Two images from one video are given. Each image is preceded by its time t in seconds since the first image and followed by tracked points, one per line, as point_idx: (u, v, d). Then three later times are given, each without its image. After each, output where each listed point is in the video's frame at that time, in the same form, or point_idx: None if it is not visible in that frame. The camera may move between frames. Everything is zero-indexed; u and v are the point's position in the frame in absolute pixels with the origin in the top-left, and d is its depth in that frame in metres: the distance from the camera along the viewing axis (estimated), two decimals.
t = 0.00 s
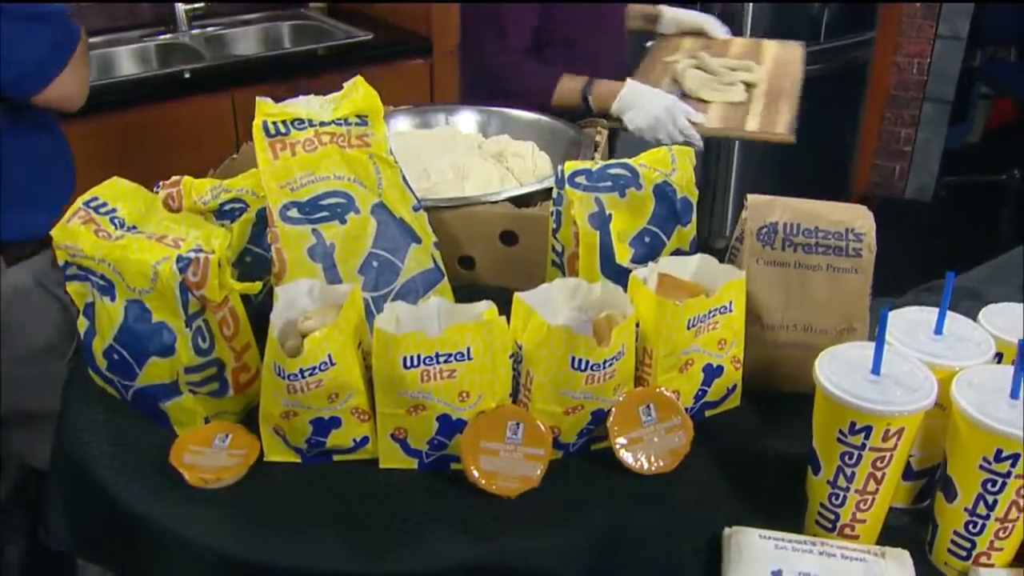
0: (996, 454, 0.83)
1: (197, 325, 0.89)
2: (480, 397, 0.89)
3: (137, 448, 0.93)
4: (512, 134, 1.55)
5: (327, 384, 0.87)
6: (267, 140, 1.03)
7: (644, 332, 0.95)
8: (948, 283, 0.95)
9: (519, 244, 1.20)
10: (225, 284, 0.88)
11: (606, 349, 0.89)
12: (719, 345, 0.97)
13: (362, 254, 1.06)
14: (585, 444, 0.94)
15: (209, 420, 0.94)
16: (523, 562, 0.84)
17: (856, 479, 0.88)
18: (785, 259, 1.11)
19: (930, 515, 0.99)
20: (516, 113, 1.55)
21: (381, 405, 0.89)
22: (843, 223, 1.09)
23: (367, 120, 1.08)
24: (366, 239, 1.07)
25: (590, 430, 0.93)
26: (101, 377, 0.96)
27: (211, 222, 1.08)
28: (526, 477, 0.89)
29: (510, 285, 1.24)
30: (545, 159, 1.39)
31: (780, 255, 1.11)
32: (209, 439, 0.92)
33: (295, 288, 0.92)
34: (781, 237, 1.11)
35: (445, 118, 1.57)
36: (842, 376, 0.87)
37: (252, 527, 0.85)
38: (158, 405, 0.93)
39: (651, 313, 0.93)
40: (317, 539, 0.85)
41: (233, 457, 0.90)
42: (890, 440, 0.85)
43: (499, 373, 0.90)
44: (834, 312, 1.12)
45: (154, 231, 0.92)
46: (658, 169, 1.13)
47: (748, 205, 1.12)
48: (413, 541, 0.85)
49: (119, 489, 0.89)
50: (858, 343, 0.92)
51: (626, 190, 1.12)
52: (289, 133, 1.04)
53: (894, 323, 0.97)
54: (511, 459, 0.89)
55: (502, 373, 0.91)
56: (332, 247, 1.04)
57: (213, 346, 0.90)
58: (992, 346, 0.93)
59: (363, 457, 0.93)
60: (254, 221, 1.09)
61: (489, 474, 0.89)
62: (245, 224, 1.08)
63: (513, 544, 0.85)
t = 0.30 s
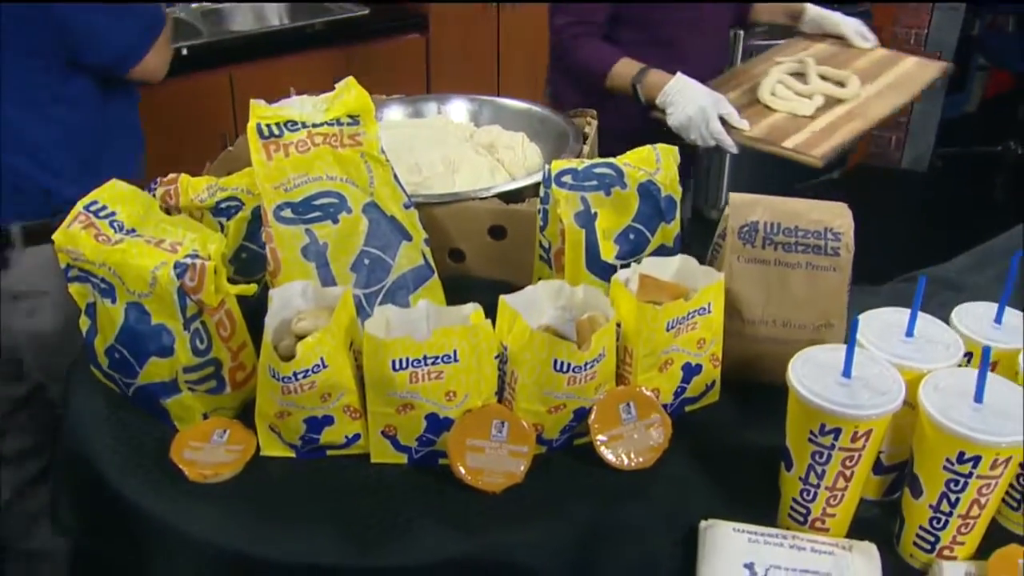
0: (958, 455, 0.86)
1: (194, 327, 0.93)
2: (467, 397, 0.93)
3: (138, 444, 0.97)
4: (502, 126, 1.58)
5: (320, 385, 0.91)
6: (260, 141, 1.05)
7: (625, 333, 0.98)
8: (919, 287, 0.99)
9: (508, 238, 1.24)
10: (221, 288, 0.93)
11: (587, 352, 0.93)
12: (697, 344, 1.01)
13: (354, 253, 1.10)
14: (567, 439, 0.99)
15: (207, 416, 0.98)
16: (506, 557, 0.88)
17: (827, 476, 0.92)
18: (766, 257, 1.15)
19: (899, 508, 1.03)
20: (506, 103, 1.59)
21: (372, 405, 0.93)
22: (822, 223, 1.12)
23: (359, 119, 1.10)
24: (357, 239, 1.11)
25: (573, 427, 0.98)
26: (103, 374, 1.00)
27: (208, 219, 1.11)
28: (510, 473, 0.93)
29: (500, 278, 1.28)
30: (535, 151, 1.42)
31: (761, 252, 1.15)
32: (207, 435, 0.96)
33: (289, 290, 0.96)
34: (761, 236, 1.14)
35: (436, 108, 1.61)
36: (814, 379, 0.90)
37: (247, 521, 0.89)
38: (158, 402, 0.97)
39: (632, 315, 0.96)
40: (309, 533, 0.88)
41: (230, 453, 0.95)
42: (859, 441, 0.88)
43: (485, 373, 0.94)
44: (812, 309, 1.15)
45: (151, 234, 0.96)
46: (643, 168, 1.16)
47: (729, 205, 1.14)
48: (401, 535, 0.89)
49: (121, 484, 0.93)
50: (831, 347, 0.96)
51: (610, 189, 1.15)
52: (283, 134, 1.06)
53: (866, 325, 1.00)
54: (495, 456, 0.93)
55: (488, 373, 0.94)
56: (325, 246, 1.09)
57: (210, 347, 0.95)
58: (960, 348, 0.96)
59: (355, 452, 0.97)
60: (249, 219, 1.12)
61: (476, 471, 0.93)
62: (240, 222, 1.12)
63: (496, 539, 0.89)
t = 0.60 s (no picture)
0: (926, 448, 0.90)
1: (193, 321, 0.97)
2: (455, 387, 0.97)
3: (140, 431, 1.01)
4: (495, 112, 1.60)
5: (314, 378, 0.94)
6: (256, 136, 1.07)
7: (609, 325, 1.02)
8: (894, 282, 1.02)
9: (499, 227, 1.27)
10: (218, 284, 0.96)
11: (571, 346, 0.96)
12: (679, 335, 1.05)
13: (348, 245, 1.14)
14: (553, 427, 1.03)
15: (206, 404, 1.02)
16: (493, 542, 0.92)
17: (801, 466, 0.95)
18: (749, 248, 1.17)
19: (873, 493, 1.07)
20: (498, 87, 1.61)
21: (364, 395, 0.96)
22: (805, 216, 1.14)
23: (352, 113, 1.12)
24: (350, 230, 1.14)
25: (558, 416, 1.02)
26: (106, 363, 1.04)
27: (206, 208, 1.15)
28: (496, 461, 0.96)
29: (492, 263, 1.32)
30: (526, 138, 1.46)
31: (744, 243, 1.17)
32: (206, 423, 1.00)
33: (284, 282, 0.99)
34: (745, 227, 1.16)
35: (429, 91, 1.63)
36: (790, 373, 0.93)
37: (244, 508, 0.93)
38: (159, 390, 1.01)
39: (615, 308, 1.00)
40: (304, 519, 0.92)
41: (229, 441, 0.98)
42: (832, 433, 0.92)
43: (472, 365, 0.97)
44: (795, 297, 1.18)
45: (150, 230, 0.99)
46: (629, 161, 1.19)
47: (714, 197, 1.17)
48: (392, 522, 0.93)
49: (125, 471, 0.97)
50: (808, 341, 0.99)
51: (598, 181, 1.17)
52: (278, 129, 1.08)
53: (844, 319, 1.04)
54: (481, 445, 0.97)
55: (476, 365, 0.98)
56: (318, 238, 1.12)
57: (208, 340, 0.98)
58: (932, 341, 1.00)
59: (349, 439, 1.01)
60: (245, 210, 1.16)
61: (463, 458, 0.96)
62: (237, 213, 1.15)
63: (483, 526, 0.92)
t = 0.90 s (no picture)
0: (903, 433, 0.93)
1: (194, 306, 0.99)
2: (448, 370, 1.00)
3: (143, 412, 1.04)
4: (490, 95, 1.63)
5: (311, 362, 0.98)
6: (254, 122, 1.09)
7: (597, 309, 1.04)
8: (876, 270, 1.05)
9: (492, 210, 1.29)
10: (218, 271, 0.99)
11: (560, 331, 1.00)
12: (666, 320, 1.08)
13: (344, 228, 1.17)
14: (543, 408, 1.07)
15: (207, 385, 1.05)
16: (484, 521, 0.95)
17: (782, 448, 0.98)
18: (736, 233, 1.20)
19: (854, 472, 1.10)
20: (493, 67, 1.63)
21: (359, 377, 0.99)
22: (794, 202, 1.16)
23: (348, 99, 1.13)
24: (347, 214, 1.17)
25: (548, 398, 1.06)
26: (109, 345, 1.07)
27: (206, 191, 1.17)
28: (487, 442, 0.99)
29: (486, 245, 1.34)
30: (521, 121, 1.49)
31: (732, 228, 1.19)
32: (207, 404, 1.03)
33: (281, 268, 1.02)
34: (733, 212, 1.18)
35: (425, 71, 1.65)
36: (773, 360, 0.96)
37: (244, 487, 0.96)
38: (161, 372, 1.04)
39: (604, 294, 1.02)
40: (302, 498, 0.95)
41: (229, 422, 1.02)
42: (812, 417, 0.95)
43: (465, 350, 1.00)
44: (780, 281, 1.21)
45: (151, 216, 1.02)
46: (619, 146, 1.21)
47: (703, 182, 1.18)
48: (387, 501, 0.96)
49: (128, 451, 1.00)
50: (790, 327, 1.02)
51: (589, 166, 1.20)
52: (275, 115, 1.10)
53: (827, 306, 1.07)
54: (473, 427, 1.00)
55: (468, 350, 1.00)
56: (316, 223, 1.15)
57: (209, 324, 1.01)
58: (911, 327, 1.03)
59: (345, 420, 1.04)
60: (244, 195, 1.18)
61: (455, 439, 0.99)
62: (236, 197, 1.18)
63: (476, 505, 0.96)
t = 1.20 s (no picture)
0: (882, 426, 0.95)
1: (190, 300, 1.02)
2: (439, 363, 1.02)
3: (141, 403, 1.07)
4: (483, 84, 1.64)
5: (305, 355, 1.00)
6: (248, 118, 1.11)
7: (586, 304, 1.07)
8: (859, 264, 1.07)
9: (484, 201, 1.31)
10: (214, 265, 1.02)
11: (548, 325, 1.02)
12: (654, 313, 1.10)
13: (337, 221, 1.18)
14: (533, 399, 1.09)
15: (204, 376, 1.08)
16: (474, 509, 0.97)
17: (765, 439, 1.00)
18: (724, 226, 1.22)
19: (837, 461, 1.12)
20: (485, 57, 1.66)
21: (352, 369, 1.02)
22: (779, 195, 1.18)
23: (341, 93, 1.15)
24: (340, 208, 1.18)
25: (538, 389, 1.08)
26: (108, 337, 1.09)
27: (201, 183, 1.19)
28: (478, 433, 1.02)
29: (478, 236, 1.37)
30: (513, 113, 1.52)
31: (719, 221, 1.22)
32: (204, 395, 1.05)
33: (275, 262, 1.04)
34: (720, 205, 1.21)
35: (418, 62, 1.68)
36: (757, 354, 0.99)
37: (240, 477, 0.98)
38: (159, 363, 1.07)
39: (592, 288, 1.04)
40: (296, 487, 0.98)
41: (225, 413, 1.04)
42: (794, 410, 0.97)
43: (455, 343, 1.02)
44: (767, 273, 1.23)
45: (148, 212, 1.04)
46: (609, 140, 1.23)
47: (691, 175, 1.21)
48: (380, 490, 0.98)
49: (128, 441, 1.02)
50: (774, 321, 1.04)
51: (579, 159, 1.22)
52: (269, 111, 1.11)
53: (811, 299, 1.09)
54: (464, 418, 1.03)
55: (458, 343, 1.02)
56: (310, 217, 1.17)
57: (205, 317, 1.04)
58: (893, 321, 1.05)
59: (339, 410, 1.07)
60: (239, 188, 1.20)
61: (446, 429, 1.02)
62: (231, 190, 1.19)
63: (466, 494, 0.98)
